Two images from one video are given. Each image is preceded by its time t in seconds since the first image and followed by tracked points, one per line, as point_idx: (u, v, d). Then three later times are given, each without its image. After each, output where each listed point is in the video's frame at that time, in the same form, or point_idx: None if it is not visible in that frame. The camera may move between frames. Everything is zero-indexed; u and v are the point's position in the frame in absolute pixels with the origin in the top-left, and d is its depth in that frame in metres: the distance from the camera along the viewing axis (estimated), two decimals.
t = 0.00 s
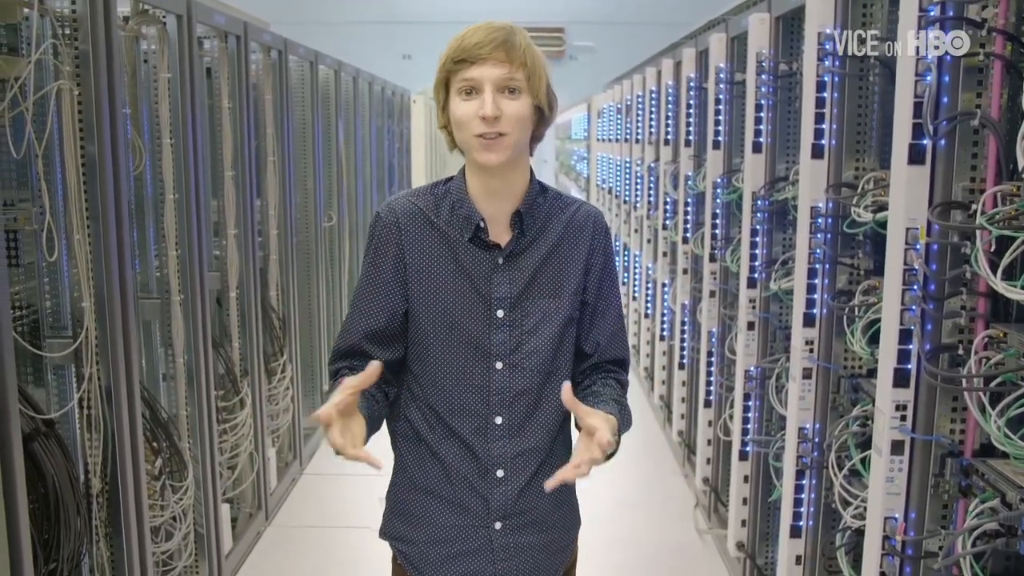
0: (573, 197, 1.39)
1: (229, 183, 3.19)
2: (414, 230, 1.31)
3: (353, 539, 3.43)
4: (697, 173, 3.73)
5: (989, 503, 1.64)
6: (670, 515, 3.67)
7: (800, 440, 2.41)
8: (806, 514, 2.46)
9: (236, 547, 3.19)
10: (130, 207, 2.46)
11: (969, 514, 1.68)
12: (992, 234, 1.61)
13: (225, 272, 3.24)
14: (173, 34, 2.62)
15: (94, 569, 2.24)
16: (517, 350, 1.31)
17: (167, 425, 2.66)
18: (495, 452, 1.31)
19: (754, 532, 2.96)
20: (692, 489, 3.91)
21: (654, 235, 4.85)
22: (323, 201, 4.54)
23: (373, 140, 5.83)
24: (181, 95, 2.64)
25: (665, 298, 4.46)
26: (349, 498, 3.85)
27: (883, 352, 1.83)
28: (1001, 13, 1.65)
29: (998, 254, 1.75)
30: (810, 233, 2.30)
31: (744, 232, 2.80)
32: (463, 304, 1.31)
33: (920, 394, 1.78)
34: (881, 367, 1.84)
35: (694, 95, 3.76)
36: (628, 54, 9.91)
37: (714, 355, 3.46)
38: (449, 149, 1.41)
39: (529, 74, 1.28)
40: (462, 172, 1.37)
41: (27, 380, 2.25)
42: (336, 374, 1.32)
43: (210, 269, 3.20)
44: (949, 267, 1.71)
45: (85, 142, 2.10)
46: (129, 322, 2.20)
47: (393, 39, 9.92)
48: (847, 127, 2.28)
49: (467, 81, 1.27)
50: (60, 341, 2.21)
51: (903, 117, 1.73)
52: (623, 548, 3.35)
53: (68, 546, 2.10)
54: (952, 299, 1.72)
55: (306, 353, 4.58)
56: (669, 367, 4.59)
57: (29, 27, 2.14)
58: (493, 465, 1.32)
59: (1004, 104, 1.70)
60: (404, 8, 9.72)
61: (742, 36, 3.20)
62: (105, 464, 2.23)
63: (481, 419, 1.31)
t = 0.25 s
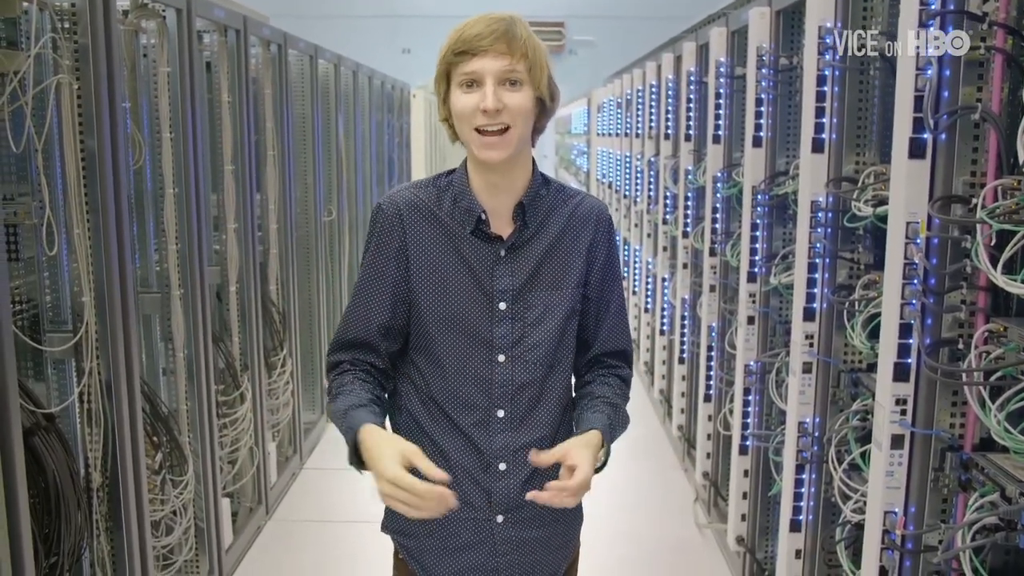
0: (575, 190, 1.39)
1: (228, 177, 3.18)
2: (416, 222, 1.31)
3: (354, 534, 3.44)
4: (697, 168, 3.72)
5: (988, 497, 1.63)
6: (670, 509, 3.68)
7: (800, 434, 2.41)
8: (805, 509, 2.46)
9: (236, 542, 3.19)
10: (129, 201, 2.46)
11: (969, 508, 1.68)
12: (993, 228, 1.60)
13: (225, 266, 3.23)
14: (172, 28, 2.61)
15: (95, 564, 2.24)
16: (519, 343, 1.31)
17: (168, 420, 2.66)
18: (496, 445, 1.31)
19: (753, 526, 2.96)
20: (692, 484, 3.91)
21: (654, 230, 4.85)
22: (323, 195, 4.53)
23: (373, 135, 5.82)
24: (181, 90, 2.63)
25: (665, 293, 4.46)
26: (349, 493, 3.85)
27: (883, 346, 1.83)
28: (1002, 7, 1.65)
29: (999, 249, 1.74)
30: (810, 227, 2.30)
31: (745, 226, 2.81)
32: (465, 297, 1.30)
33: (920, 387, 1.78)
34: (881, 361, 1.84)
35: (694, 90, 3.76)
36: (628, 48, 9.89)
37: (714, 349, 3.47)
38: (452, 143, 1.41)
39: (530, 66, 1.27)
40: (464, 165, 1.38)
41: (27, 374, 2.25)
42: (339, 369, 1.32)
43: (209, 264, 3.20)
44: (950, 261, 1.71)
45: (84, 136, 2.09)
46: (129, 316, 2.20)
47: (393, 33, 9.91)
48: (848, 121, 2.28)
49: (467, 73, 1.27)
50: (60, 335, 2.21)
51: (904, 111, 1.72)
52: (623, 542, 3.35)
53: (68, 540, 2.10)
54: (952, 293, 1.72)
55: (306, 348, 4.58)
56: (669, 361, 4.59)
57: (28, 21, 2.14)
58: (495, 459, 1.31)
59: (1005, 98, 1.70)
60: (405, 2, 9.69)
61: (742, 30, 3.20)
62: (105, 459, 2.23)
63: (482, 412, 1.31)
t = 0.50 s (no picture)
0: (573, 190, 1.40)
1: (227, 177, 3.18)
2: (416, 223, 1.30)
3: (353, 534, 3.44)
4: (696, 167, 3.72)
5: (987, 496, 1.64)
6: (669, 509, 3.68)
7: (799, 434, 2.41)
8: (804, 508, 2.47)
9: (234, 542, 3.19)
10: (127, 200, 2.46)
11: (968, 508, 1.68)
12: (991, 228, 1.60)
13: (223, 266, 3.23)
14: (171, 28, 2.61)
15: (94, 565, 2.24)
16: (519, 344, 1.31)
17: (166, 420, 2.66)
18: (497, 444, 1.31)
19: (752, 526, 2.96)
20: (690, 483, 3.91)
21: (653, 229, 4.86)
22: (321, 195, 4.53)
23: (372, 134, 5.82)
24: (179, 90, 2.63)
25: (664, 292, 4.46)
26: (348, 492, 3.85)
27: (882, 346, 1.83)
28: (1001, 7, 1.66)
29: (998, 248, 1.74)
30: (808, 226, 2.30)
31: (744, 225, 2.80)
32: (465, 298, 1.30)
33: (919, 386, 1.78)
34: (880, 360, 1.83)
35: (693, 89, 3.76)
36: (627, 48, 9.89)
37: (713, 349, 3.47)
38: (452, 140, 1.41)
39: (536, 65, 1.28)
40: (464, 165, 1.38)
41: (26, 374, 2.25)
42: (353, 376, 1.31)
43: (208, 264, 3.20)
44: (948, 261, 1.71)
45: (83, 136, 2.09)
46: (128, 316, 2.20)
47: (392, 33, 9.90)
48: (847, 120, 2.28)
49: (474, 70, 1.26)
50: (58, 334, 2.21)
51: (903, 110, 1.72)
52: (622, 542, 3.36)
53: (67, 540, 2.10)
54: (950, 293, 1.72)
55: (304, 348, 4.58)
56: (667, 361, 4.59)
57: (27, 21, 2.14)
58: (496, 458, 1.30)
59: (1004, 97, 1.70)
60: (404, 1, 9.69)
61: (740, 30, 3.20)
62: (104, 459, 2.23)
63: (482, 412, 1.31)
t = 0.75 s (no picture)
0: (570, 188, 1.40)
1: (224, 177, 3.18)
2: (415, 222, 1.30)
3: (350, 534, 3.44)
4: (692, 168, 3.73)
5: (984, 496, 1.64)
6: (665, 509, 3.68)
7: (796, 434, 2.41)
8: (801, 508, 2.47)
9: (230, 544, 3.17)
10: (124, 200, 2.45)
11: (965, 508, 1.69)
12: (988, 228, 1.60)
13: (220, 266, 3.23)
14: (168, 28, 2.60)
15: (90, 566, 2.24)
16: (519, 342, 1.31)
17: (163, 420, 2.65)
18: (496, 443, 1.30)
19: (749, 526, 2.97)
20: (687, 484, 3.92)
21: (650, 230, 4.86)
22: (318, 195, 4.52)
23: (369, 134, 5.82)
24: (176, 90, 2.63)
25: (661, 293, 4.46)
26: (345, 493, 3.85)
27: (879, 346, 1.83)
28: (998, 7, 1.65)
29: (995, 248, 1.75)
30: (805, 227, 2.31)
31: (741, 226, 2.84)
32: (464, 296, 1.30)
33: (916, 386, 1.78)
34: (878, 360, 1.83)
35: (689, 90, 3.76)
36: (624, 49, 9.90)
37: (709, 349, 3.48)
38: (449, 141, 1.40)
39: (543, 68, 1.29)
40: (463, 165, 1.38)
41: (22, 375, 2.24)
42: (349, 376, 1.30)
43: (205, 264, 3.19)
44: (945, 262, 1.71)
45: (80, 136, 2.09)
46: (124, 317, 2.19)
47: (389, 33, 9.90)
48: (843, 121, 2.28)
49: (485, 68, 1.26)
50: (54, 335, 2.20)
51: (900, 110, 1.73)
52: (618, 542, 3.36)
53: (63, 540, 2.10)
54: (947, 293, 1.72)
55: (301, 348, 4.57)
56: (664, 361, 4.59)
57: (22, 20, 2.13)
58: (495, 457, 1.30)
59: (1000, 98, 1.70)
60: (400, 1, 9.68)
61: (737, 31, 3.20)
62: (100, 460, 2.22)
63: (482, 410, 1.31)
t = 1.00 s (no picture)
0: (572, 188, 1.41)
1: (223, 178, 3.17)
2: (418, 219, 1.30)
3: (350, 535, 3.43)
4: (692, 168, 3.72)
5: (985, 497, 1.64)
6: (666, 509, 3.68)
7: (796, 434, 2.41)
8: (801, 509, 2.47)
9: (230, 546, 3.17)
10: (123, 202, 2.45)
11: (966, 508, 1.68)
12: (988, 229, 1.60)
13: (219, 267, 3.22)
14: (167, 29, 2.60)
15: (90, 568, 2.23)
16: (523, 340, 1.31)
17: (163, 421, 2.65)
18: (499, 440, 1.31)
19: (750, 527, 2.97)
20: (687, 484, 3.92)
21: (649, 231, 4.86)
22: (317, 196, 4.52)
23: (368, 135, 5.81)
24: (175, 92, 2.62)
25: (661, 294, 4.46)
26: (345, 494, 3.85)
27: (879, 346, 1.83)
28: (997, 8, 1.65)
29: (995, 248, 1.75)
30: (806, 227, 2.31)
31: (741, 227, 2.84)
32: (469, 294, 1.30)
33: (916, 386, 1.78)
34: (878, 360, 1.83)
35: (689, 91, 3.76)
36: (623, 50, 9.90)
37: (709, 349, 3.47)
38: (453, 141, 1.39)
39: (550, 70, 1.29)
40: (465, 164, 1.38)
41: (21, 376, 2.24)
42: (343, 371, 1.29)
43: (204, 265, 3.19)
44: (946, 262, 1.71)
45: (79, 137, 2.08)
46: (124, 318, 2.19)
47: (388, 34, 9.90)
48: (843, 121, 2.28)
49: (494, 69, 1.25)
50: (54, 336, 2.20)
51: (900, 110, 1.73)
52: (619, 543, 3.35)
53: (63, 542, 2.09)
54: (948, 294, 1.72)
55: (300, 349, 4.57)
56: (664, 362, 4.59)
57: (21, 21, 2.13)
58: (497, 455, 1.31)
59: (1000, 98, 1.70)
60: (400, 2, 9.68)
61: (736, 31, 3.20)
62: (100, 462, 2.22)
63: (485, 409, 1.30)
